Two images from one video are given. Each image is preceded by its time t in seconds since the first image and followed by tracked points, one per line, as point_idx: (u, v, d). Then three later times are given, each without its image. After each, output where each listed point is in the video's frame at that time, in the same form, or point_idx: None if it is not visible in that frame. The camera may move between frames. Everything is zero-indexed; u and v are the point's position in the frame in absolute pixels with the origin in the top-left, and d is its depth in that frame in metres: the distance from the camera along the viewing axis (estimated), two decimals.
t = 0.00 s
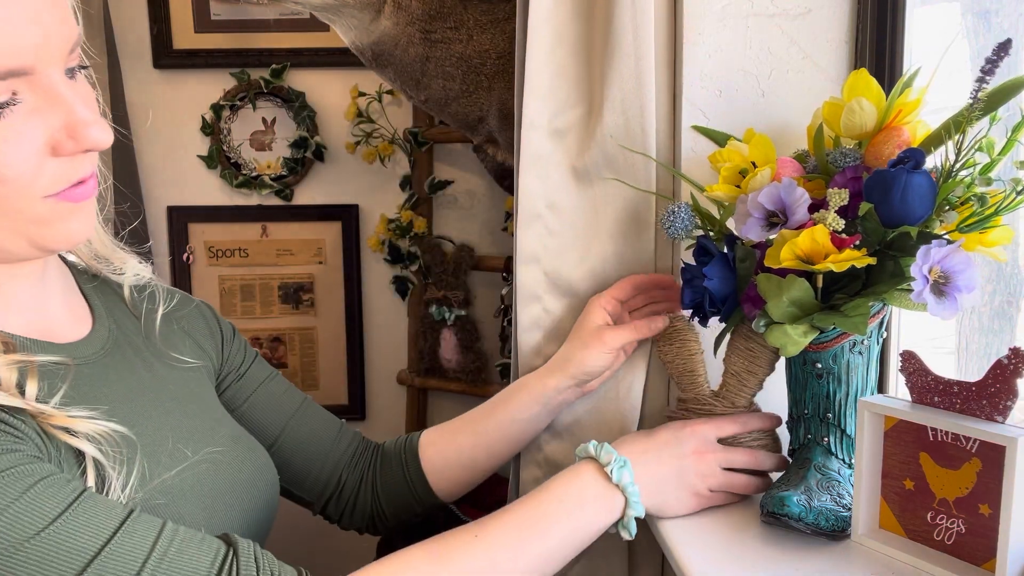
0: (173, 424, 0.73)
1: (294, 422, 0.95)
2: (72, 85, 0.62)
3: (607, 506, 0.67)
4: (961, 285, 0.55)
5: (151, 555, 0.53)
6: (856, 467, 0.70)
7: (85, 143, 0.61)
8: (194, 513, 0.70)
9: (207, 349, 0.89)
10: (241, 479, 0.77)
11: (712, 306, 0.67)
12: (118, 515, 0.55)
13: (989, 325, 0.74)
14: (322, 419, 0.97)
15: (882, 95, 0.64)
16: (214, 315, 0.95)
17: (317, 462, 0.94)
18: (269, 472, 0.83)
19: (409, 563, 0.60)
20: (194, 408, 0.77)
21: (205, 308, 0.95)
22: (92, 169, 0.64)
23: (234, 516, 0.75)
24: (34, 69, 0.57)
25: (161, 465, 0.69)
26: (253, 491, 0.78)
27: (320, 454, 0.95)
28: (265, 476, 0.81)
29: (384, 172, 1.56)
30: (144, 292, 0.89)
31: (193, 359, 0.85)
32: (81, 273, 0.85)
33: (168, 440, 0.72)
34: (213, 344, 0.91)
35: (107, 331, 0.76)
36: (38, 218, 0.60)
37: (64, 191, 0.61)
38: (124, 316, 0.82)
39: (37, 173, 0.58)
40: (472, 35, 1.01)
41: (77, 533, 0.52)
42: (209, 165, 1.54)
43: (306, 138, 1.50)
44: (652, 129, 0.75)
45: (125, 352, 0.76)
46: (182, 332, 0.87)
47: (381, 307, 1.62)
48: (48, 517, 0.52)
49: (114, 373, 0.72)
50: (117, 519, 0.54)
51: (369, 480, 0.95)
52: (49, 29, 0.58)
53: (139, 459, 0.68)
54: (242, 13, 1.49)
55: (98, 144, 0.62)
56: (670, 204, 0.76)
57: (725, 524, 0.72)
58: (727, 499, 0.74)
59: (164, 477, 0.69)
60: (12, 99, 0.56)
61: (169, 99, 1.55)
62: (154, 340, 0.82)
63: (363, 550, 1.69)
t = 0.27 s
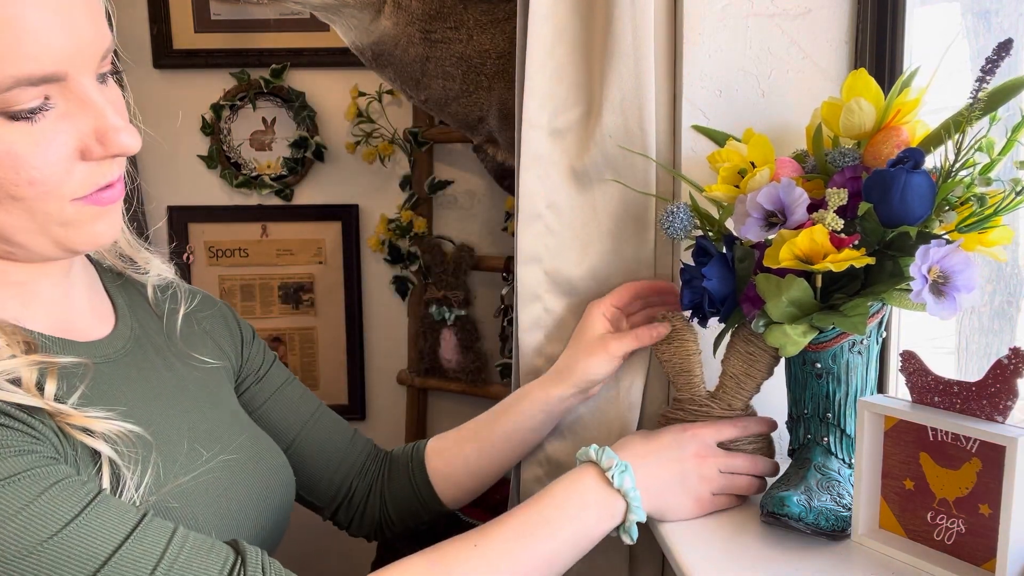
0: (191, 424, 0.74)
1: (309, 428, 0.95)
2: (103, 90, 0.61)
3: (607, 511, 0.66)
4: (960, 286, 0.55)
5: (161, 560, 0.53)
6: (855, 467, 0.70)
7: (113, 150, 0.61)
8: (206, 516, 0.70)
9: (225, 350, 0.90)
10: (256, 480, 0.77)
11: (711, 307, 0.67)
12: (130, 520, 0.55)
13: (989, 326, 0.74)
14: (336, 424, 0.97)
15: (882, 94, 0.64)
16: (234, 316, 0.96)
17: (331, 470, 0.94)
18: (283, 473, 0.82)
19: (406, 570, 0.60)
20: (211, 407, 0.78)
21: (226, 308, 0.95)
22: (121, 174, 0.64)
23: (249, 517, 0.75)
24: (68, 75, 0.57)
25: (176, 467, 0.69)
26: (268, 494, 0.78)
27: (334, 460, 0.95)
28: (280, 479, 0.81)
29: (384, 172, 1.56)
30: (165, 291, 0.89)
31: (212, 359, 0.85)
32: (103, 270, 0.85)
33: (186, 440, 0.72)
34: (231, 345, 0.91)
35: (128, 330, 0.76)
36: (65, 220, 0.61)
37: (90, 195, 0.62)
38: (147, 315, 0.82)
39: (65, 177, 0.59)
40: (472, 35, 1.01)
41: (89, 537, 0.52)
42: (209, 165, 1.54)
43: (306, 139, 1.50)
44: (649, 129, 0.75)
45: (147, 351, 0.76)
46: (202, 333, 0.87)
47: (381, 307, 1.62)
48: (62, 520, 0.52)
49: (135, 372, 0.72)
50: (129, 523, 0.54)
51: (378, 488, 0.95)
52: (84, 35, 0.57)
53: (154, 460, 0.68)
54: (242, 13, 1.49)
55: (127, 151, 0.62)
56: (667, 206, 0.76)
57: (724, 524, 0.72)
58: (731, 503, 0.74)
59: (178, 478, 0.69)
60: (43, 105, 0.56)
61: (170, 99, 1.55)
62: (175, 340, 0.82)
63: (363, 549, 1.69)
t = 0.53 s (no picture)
0: (195, 423, 0.74)
1: (299, 446, 0.94)
2: (107, 92, 0.61)
3: (603, 515, 0.66)
4: (960, 286, 0.55)
5: (158, 562, 0.53)
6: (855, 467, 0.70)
7: (116, 151, 0.61)
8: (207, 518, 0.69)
9: (231, 353, 0.90)
10: (256, 481, 0.77)
11: (711, 307, 0.67)
12: (128, 522, 0.55)
13: (989, 326, 0.74)
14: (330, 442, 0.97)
15: (881, 94, 0.64)
16: (240, 320, 0.96)
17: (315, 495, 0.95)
18: (286, 475, 0.82)
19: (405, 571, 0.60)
20: (215, 407, 0.78)
21: (232, 312, 0.96)
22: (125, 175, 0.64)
23: (249, 517, 0.75)
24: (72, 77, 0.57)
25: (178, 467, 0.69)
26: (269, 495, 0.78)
27: (318, 483, 0.95)
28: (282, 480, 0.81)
29: (384, 172, 1.56)
30: (173, 291, 0.90)
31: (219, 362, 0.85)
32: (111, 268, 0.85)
33: (190, 438, 0.72)
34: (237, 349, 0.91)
35: (134, 329, 0.76)
36: (69, 221, 0.61)
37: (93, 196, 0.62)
38: (153, 315, 0.82)
39: (70, 178, 0.59)
40: (472, 35, 1.01)
41: (86, 538, 0.52)
42: (209, 165, 1.54)
43: (306, 139, 1.50)
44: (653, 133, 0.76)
45: (153, 350, 0.76)
46: (209, 335, 0.88)
47: (381, 306, 1.62)
48: (61, 519, 0.52)
49: (140, 371, 0.72)
50: (127, 525, 0.54)
51: (358, 513, 0.95)
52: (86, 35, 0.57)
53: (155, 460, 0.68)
54: (242, 13, 1.49)
55: (131, 153, 0.62)
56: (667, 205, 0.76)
57: (724, 524, 0.72)
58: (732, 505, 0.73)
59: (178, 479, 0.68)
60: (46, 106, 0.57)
61: (170, 99, 1.55)
62: (180, 341, 0.82)
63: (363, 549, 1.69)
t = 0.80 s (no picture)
0: (200, 419, 0.74)
1: (305, 449, 0.94)
2: (107, 94, 0.61)
3: (609, 514, 0.66)
4: (961, 285, 0.55)
5: (154, 547, 0.53)
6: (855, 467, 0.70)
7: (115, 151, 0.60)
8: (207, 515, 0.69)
9: (240, 354, 0.90)
10: (260, 477, 0.76)
11: (712, 306, 0.67)
12: (126, 505, 0.54)
13: (989, 326, 0.74)
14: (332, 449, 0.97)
15: (882, 95, 0.64)
16: (250, 322, 0.96)
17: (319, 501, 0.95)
18: (290, 473, 0.82)
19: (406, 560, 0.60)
20: (221, 404, 0.77)
21: (242, 313, 0.96)
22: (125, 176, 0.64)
23: (251, 511, 0.74)
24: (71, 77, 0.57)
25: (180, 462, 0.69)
26: (272, 492, 0.78)
27: (322, 491, 0.95)
28: (286, 478, 0.81)
29: (384, 172, 1.56)
30: (184, 291, 0.90)
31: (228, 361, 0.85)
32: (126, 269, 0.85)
33: (195, 434, 0.72)
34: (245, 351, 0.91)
35: (143, 326, 0.76)
36: (67, 221, 0.61)
37: (93, 196, 0.62)
38: (164, 313, 0.82)
39: (67, 177, 0.59)
40: (472, 35, 1.01)
41: (82, 521, 0.52)
42: (209, 165, 1.54)
43: (306, 138, 1.50)
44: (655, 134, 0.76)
45: (161, 347, 0.76)
46: (217, 335, 0.88)
47: (381, 306, 1.62)
48: (58, 502, 0.52)
49: (149, 369, 0.73)
50: (124, 509, 0.54)
51: (359, 518, 0.94)
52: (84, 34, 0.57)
53: (156, 454, 0.68)
54: (242, 13, 1.48)
55: (130, 153, 0.62)
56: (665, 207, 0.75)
57: (724, 524, 0.72)
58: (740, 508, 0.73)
59: (180, 474, 0.68)
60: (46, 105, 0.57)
61: (170, 99, 1.55)
62: (189, 339, 0.82)
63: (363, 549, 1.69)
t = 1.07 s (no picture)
0: (209, 420, 0.74)
1: (316, 454, 0.95)
2: (116, 94, 0.61)
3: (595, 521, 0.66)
4: (961, 286, 0.55)
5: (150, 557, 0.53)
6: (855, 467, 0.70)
7: (123, 150, 0.60)
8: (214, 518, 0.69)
9: (254, 355, 0.90)
10: (268, 480, 0.76)
11: (712, 307, 0.67)
12: (125, 512, 0.55)
13: (988, 326, 0.74)
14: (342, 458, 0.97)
15: (882, 94, 0.64)
16: (266, 324, 0.96)
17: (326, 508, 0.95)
18: (299, 476, 0.82)
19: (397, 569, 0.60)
20: (232, 405, 0.78)
21: (258, 314, 0.96)
22: (133, 176, 0.64)
23: (258, 514, 0.74)
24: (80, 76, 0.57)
25: (189, 464, 0.69)
26: (279, 495, 0.78)
27: (328, 497, 0.95)
28: (295, 481, 0.81)
29: (384, 172, 1.56)
30: (200, 291, 0.90)
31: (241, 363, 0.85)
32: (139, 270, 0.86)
33: (204, 435, 0.72)
34: (259, 352, 0.92)
35: (156, 326, 0.77)
36: (77, 220, 0.61)
37: (101, 195, 0.61)
38: (179, 312, 0.83)
39: (77, 176, 0.59)
40: (472, 35, 1.01)
41: (80, 526, 0.52)
42: (209, 165, 1.54)
43: (306, 139, 1.50)
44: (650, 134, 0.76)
45: (173, 348, 0.77)
46: (233, 335, 0.88)
47: (380, 306, 1.62)
48: (58, 507, 0.52)
49: (160, 369, 0.73)
50: (123, 516, 0.54)
51: (361, 528, 0.94)
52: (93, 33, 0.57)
53: (162, 456, 0.68)
54: (242, 13, 1.48)
55: (138, 152, 0.61)
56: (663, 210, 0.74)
57: (724, 524, 0.72)
58: (726, 508, 0.72)
59: (187, 476, 0.68)
60: (55, 104, 0.57)
61: (170, 99, 1.55)
62: (202, 340, 0.82)
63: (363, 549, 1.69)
